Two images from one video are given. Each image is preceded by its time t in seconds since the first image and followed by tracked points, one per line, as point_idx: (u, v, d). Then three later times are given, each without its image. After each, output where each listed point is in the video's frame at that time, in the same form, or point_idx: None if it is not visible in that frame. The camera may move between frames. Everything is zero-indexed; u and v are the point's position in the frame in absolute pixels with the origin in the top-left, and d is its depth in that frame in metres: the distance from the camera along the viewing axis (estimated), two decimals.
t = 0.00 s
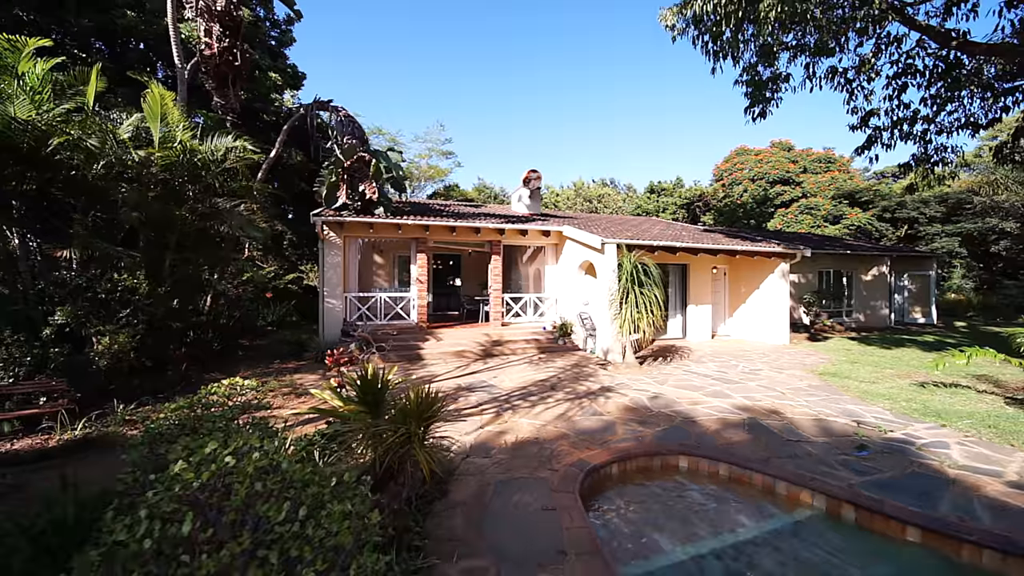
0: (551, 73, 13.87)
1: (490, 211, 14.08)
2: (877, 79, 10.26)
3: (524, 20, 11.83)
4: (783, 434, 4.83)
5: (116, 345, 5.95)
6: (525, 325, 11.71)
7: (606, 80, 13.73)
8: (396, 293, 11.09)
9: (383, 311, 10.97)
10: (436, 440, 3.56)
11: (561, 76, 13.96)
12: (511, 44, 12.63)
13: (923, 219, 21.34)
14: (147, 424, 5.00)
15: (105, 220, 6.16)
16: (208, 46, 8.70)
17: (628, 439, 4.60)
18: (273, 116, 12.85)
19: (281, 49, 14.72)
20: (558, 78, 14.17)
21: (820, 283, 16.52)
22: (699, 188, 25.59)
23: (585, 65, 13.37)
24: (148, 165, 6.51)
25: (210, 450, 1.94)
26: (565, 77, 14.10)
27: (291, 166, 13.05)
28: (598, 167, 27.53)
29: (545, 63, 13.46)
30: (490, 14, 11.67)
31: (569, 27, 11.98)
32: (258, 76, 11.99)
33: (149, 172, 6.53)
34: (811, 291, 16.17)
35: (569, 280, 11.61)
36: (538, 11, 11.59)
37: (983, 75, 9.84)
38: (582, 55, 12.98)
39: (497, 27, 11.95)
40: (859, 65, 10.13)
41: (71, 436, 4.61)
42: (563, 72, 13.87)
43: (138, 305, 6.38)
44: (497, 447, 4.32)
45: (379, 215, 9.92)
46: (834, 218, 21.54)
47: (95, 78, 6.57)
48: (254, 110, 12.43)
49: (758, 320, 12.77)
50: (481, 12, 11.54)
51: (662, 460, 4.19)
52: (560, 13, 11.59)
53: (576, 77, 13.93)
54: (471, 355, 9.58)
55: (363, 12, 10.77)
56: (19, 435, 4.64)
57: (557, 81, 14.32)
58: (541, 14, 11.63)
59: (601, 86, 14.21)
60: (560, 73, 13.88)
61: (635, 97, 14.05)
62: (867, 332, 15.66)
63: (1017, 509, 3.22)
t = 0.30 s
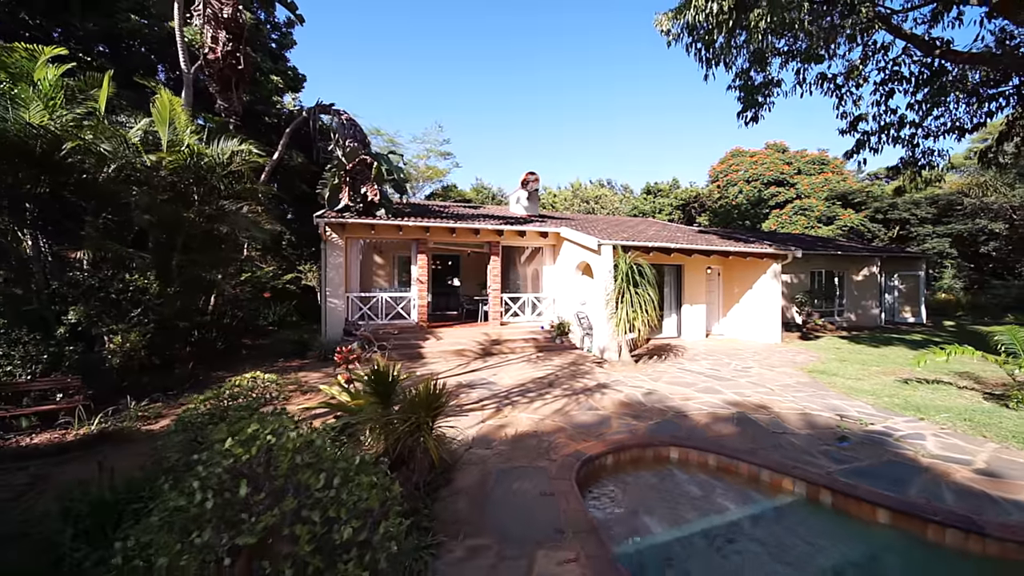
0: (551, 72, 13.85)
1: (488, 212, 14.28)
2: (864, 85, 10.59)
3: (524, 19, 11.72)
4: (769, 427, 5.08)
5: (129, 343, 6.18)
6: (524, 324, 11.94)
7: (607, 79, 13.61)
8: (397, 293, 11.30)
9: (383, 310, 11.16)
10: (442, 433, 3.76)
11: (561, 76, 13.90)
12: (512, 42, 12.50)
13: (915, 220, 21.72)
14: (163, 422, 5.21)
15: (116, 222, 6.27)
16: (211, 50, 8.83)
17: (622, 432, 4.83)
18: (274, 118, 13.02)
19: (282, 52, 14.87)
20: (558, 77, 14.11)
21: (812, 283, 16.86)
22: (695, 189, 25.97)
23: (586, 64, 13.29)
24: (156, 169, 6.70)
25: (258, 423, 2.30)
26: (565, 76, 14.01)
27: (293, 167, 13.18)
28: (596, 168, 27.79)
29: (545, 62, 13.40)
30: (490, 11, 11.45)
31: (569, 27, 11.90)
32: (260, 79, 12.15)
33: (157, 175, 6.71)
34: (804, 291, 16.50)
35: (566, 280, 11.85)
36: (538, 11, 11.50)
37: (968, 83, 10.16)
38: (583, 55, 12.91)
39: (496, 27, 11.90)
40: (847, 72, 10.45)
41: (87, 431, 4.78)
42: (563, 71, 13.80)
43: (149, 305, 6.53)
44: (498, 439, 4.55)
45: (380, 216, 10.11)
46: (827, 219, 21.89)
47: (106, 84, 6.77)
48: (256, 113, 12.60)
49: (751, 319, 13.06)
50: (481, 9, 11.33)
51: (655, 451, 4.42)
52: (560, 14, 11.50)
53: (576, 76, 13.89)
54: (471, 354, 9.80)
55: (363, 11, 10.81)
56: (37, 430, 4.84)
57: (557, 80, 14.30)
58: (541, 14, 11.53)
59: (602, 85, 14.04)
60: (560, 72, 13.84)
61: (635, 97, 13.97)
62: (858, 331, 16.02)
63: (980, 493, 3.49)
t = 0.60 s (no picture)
0: (551, 72, 13.81)
1: (487, 213, 14.50)
2: (853, 91, 10.92)
3: (524, 19, 11.72)
4: (758, 420, 5.34)
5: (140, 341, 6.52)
6: (522, 324, 12.15)
7: (607, 80, 13.53)
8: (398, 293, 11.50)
9: (385, 310, 11.36)
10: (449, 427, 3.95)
11: (561, 76, 13.87)
12: (511, 42, 12.52)
13: (906, 222, 22.12)
14: (179, 418, 5.43)
15: (127, 224, 6.64)
16: (215, 55, 8.92)
17: (618, 425, 5.08)
18: (276, 120, 13.15)
19: (283, 55, 15.05)
20: (558, 77, 14.06)
21: (804, 283, 17.21)
22: (690, 190, 26.37)
23: (585, 64, 13.28)
24: (165, 172, 6.86)
25: (286, 407, 2.53)
26: (564, 76, 13.95)
27: (295, 169, 13.30)
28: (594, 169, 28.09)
29: (545, 62, 13.38)
30: (490, 15, 11.66)
31: (569, 27, 11.92)
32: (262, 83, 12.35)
33: (165, 178, 6.87)
34: (796, 291, 16.85)
35: (564, 281, 12.10)
36: (539, 11, 11.51)
37: (957, 89, 10.51)
38: (582, 55, 12.90)
39: (496, 28, 11.96)
40: (836, 79, 10.79)
41: (104, 425, 4.96)
42: (563, 72, 13.77)
43: (159, 305, 6.71)
44: (500, 432, 4.78)
45: (382, 218, 10.32)
46: (821, 220, 22.23)
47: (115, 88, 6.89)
48: (257, 115, 12.75)
49: (744, 319, 13.36)
50: (482, 13, 11.54)
51: (648, 443, 4.67)
52: (560, 14, 11.53)
53: (575, 76, 13.85)
54: (471, 353, 10.02)
55: (363, 12, 10.93)
56: (55, 425, 5.03)
57: (557, 81, 14.24)
58: (541, 14, 11.57)
59: (602, 85, 13.91)
60: (559, 72, 13.81)
61: (635, 97, 13.84)
62: (849, 330, 16.37)
63: (950, 478, 3.75)
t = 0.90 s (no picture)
0: (549, 72, 14.03)
1: (487, 214, 14.70)
2: (844, 96, 11.21)
3: (523, 19, 11.96)
4: (748, 414, 5.61)
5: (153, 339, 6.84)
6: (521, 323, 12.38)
7: (606, 78, 13.55)
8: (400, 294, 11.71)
9: (386, 310, 11.56)
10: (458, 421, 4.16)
11: (560, 75, 14.06)
12: (511, 41, 12.69)
13: (899, 222, 22.55)
14: (192, 414, 5.63)
15: (137, 226, 6.85)
16: (219, 59, 8.99)
17: (615, 419, 5.32)
18: (277, 122, 13.24)
19: (284, 56, 15.21)
20: (557, 77, 14.24)
21: (797, 283, 17.54)
22: (687, 191, 26.68)
23: (584, 64, 13.45)
24: (174, 175, 7.03)
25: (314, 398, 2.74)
26: (563, 76, 14.13)
27: (297, 171, 13.41)
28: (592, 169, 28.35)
29: (543, 62, 13.63)
30: (491, 14, 11.85)
31: (567, 27, 12.15)
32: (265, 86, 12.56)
33: (174, 181, 7.04)
34: (790, 290, 17.18)
35: (563, 281, 12.34)
36: (537, 11, 11.78)
37: (943, 94, 10.82)
38: (581, 55, 13.11)
39: (496, 27, 12.12)
40: (827, 84, 11.09)
41: (120, 421, 5.13)
42: (562, 71, 13.98)
43: (170, 304, 6.95)
44: (502, 426, 5.01)
45: (384, 220, 10.52)
46: (816, 220, 22.59)
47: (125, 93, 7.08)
48: (259, 117, 12.89)
49: (739, 318, 13.65)
50: (482, 12, 11.72)
51: (645, 436, 4.91)
52: (558, 14, 11.78)
53: (574, 76, 14.02)
54: (471, 351, 10.24)
55: (363, 12, 11.08)
56: (73, 421, 5.20)
57: (556, 80, 14.41)
58: (540, 14, 11.78)
59: (601, 85, 13.97)
60: (559, 72, 13.99)
61: (634, 96, 13.87)
62: (841, 329, 16.70)
63: (924, 466, 4.03)
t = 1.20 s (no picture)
0: (548, 72, 14.24)
1: (486, 216, 14.92)
2: (835, 101, 11.51)
3: (523, 19, 12.10)
4: (739, 408, 5.85)
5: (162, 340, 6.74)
6: (520, 323, 12.60)
7: (605, 79, 13.64)
8: (401, 294, 11.91)
9: (388, 310, 11.76)
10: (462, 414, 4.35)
11: (559, 75, 14.25)
12: (511, 41, 12.86)
13: (892, 223, 22.97)
14: (203, 409, 5.79)
15: (148, 228, 6.99)
16: (224, 62, 9.14)
17: (612, 414, 5.55)
18: (278, 123, 13.24)
19: (286, 59, 15.39)
20: (557, 77, 14.45)
21: (791, 283, 17.87)
22: (683, 193, 27.01)
23: (584, 64, 13.60)
24: (182, 177, 7.16)
25: (332, 388, 2.97)
26: (562, 76, 14.34)
27: (300, 173, 13.56)
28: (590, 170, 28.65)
29: (542, 62, 13.83)
30: (490, 13, 11.93)
31: (567, 27, 12.30)
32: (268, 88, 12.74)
33: (182, 183, 7.17)
34: (784, 291, 17.50)
35: (561, 281, 12.57)
36: (537, 11, 11.89)
37: (932, 98, 11.10)
38: (580, 55, 13.27)
39: (496, 27, 12.24)
40: (818, 90, 11.38)
41: (134, 417, 5.29)
42: (561, 71, 14.17)
43: (180, 304, 6.96)
44: (504, 420, 5.23)
45: (386, 221, 10.74)
46: (810, 221, 22.96)
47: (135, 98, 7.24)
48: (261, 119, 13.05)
49: (733, 318, 13.93)
50: (482, 11, 11.81)
51: (640, 428, 5.14)
52: (558, 14, 11.91)
53: (574, 76, 14.20)
54: (472, 350, 10.43)
55: (362, 13, 11.14)
56: (88, 416, 5.35)
57: (556, 80, 14.62)
58: (540, 14, 11.94)
59: (600, 85, 14.09)
60: (558, 71, 14.19)
61: (632, 97, 13.98)
62: (834, 329, 17.02)
63: (902, 456, 4.27)
